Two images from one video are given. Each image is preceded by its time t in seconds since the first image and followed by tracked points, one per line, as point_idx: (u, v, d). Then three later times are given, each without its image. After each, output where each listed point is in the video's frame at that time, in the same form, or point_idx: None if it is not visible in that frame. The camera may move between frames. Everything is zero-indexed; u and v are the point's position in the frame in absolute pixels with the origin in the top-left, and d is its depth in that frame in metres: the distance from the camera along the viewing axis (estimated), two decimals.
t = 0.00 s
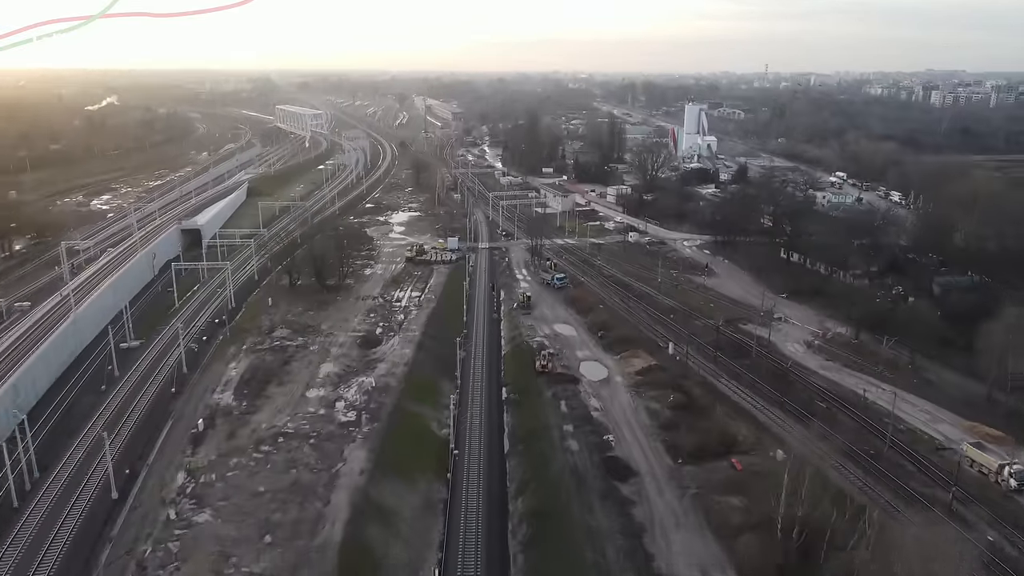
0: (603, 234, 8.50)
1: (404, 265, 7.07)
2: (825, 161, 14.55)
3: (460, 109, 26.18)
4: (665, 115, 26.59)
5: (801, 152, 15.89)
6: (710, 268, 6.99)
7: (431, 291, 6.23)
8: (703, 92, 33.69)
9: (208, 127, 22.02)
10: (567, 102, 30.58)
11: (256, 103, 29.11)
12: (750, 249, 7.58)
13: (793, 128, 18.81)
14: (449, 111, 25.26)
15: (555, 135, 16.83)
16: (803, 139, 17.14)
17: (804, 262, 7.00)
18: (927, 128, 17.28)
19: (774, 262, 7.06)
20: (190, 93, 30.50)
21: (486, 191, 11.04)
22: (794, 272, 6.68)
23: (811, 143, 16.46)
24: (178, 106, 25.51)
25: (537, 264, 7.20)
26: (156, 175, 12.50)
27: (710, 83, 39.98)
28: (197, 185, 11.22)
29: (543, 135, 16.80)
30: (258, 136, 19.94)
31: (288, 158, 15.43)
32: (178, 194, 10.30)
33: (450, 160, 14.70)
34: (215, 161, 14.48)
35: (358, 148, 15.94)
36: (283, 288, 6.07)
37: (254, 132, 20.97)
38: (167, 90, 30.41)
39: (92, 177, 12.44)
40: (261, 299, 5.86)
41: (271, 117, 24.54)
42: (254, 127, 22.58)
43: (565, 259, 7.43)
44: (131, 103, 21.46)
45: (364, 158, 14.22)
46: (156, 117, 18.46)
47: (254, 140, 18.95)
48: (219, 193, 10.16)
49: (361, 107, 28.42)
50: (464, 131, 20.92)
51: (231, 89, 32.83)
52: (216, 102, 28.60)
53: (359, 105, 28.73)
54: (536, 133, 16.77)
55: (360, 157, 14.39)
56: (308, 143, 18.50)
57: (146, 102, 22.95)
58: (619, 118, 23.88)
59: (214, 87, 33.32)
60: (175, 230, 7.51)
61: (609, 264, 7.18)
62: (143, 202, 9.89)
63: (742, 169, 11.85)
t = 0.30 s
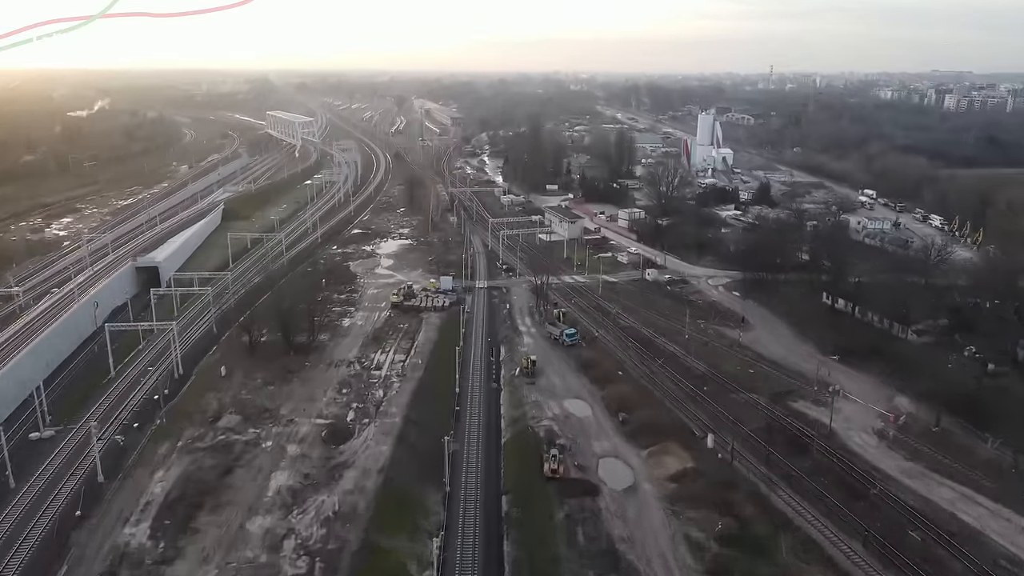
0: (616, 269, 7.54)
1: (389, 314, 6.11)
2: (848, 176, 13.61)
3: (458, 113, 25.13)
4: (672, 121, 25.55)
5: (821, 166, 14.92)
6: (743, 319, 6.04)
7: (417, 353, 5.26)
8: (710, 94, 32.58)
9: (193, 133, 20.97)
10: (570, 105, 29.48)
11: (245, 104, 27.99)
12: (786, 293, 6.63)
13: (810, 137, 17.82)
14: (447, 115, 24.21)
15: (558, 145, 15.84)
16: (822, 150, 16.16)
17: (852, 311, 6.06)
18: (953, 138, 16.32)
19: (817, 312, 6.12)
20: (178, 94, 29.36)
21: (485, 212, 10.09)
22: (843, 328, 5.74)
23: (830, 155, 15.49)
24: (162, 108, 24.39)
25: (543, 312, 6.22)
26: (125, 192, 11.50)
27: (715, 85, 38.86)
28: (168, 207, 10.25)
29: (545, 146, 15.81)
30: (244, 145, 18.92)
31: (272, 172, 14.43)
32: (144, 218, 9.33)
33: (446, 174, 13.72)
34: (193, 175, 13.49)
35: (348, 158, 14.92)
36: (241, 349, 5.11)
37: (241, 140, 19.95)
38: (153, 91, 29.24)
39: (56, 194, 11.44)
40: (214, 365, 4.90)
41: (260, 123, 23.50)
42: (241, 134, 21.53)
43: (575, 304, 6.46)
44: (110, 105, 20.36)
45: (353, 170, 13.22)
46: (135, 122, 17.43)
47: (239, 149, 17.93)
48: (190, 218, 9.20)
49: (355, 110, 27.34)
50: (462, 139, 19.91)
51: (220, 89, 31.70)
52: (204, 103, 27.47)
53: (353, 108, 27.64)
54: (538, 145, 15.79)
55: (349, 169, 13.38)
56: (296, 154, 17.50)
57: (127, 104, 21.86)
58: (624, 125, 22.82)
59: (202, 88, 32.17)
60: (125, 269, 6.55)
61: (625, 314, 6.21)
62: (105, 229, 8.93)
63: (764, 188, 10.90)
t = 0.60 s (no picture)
0: (651, 316, 6.58)
1: (387, 380, 5.20)
2: (896, 197, 12.52)
3: (475, 120, 24.18)
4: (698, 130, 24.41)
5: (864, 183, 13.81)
6: (808, 392, 5.05)
7: (416, 442, 4.33)
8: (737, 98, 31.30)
9: (199, 141, 20.17)
10: (591, 111, 28.38)
11: (255, 107, 27.17)
12: (854, 353, 5.62)
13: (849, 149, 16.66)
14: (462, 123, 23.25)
15: (580, 159, 14.84)
16: (864, 164, 15.02)
17: (940, 381, 5.05)
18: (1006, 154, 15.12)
19: (896, 383, 5.12)
20: (188, 96, 28.60)
21: (502, 240, 9.18)
22: (933, 409, 4.74)
23: (874, 169, 14.35)
24: (169, 111, 23.60)
25: (569, 378, 5.26)
26: (113, 213, 10.65)
27: (740, 89, 37.59)
28: (156, 231, 9.41)
29: (566, 160, 14.82)
30: (250, 155, 18.08)
31: (276, 188, 13.55)
32: (126, 245, 8.49)
33: (459, 191, 12.78)
34: (192, 192, 12.69)
35: (356, 171, 14.02)
36: (205, 437, 4.23)
37: (248, 150, 19.12)
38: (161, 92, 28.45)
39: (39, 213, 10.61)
40: (165, 459, 4.02)
41: (269, 129, 22.68)
42: (249, 142, 20.73)
43: (606, 367, 5.50)
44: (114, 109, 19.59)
45: (360, 186, 12.32)
46: (136, 130, 16.62)
47: (244, 160, 17.08)
48: (176, 245, 8.34)
49: (368, 115, 26.44)
50: (478, 150, 18.96)
51: (232, 91, 30.94)
52: (213, 106, 26.68)
53: (367, 114, 26.76)
54: (559, 159, 14.80)
55: (356, 184, 12.45)
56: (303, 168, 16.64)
57: (132, 108, 21.09)
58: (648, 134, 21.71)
59: (213, 91, 31.41)
60: (85, 319, 5.69)
61: (666, 381, 5.24)
62: (82, 259, 8.10)
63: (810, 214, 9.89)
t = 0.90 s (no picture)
0: (749, 378, 5.52)
1: (432, 463, 4.32)
2: None
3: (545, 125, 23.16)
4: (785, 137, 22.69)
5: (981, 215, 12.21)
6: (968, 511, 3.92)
7: (461, 564, 3.44)
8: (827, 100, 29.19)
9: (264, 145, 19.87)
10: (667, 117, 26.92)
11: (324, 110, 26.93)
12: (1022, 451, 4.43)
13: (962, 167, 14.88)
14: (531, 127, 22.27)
15: (657, 174, 13.70)
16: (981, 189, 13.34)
17: None
18: None
19: None
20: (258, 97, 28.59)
21: (571, 271, 8.24)
22: None
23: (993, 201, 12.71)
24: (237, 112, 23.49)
25: (654, 468, 4.31)
26: (163, 230, 10.20)
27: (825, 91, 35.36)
28: (203, 254, 8.88)
29: (642, 175, 13.70)
30: (312, 163, 17.63)
31: (333, 203, 12.96)
32: (168, 270, 7.96)
33: (525, 210, 11.86)
34: (249, 206, 12.22)
35: (417, 181, 13.25)
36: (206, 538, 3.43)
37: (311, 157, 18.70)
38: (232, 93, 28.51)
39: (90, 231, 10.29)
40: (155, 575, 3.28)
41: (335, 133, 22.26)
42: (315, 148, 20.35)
43: (697, 449, 4.53)
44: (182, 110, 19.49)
45: (421, 201, 11.55)
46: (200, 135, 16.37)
47: (306, 169, 16.63)
48: (219, 271, 7.75)
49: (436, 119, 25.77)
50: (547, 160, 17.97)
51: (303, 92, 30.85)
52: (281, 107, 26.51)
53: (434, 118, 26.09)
54: (634, 176, 13.71)
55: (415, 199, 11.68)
56: (364, 178, 16.03)
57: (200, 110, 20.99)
58: (730, 145, 20.23)
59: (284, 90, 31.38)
60: (99, 368, 5.06)
61: (775, 480, 4.21)
62: (120, 285, 7.60)
63: (928, 248, 8.57)
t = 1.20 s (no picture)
0: (899, 463, 4.43)
1: None
2: None
3: (626, 128, 21.99)
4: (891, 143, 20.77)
5: None
6: None
7: None
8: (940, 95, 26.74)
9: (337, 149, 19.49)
10: (755, 122, 25.35)
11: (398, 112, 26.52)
12: None
13: None
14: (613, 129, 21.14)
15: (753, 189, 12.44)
16: None
17: None
18: None
19: None
20: (335, 97, 28.54)
21: (664, 308, 7.25)
22: None
23: None
24: (313, 115, 23.36)
25: None
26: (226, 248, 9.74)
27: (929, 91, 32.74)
28: (264, 275, 8.32)
29: (736, 190, 12.46)
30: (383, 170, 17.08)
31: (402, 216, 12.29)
32: (225, 294, 7.39)
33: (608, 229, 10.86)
34: (317, 218, 11.70)
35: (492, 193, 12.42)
36: None
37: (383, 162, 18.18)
38: (311, 95, 28.57)
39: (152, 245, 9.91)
40: None
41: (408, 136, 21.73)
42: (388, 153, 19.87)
43: None
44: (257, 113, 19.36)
45: (495, 217, 10.71)
46: (272, 141, 16.08)
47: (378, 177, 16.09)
48: (277, 300, 7.13)
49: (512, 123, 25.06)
50: (629, 171, 16.86)
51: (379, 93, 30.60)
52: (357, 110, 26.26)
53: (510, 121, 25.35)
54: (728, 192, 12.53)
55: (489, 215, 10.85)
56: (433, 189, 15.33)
57: (275, 111, 20.86)
58: (829, 155, 18.59)
59: (363, 88, 31.20)
60: (129, 427, 4.41)
61: None
62: (173, 310, 7.06)
63: None
